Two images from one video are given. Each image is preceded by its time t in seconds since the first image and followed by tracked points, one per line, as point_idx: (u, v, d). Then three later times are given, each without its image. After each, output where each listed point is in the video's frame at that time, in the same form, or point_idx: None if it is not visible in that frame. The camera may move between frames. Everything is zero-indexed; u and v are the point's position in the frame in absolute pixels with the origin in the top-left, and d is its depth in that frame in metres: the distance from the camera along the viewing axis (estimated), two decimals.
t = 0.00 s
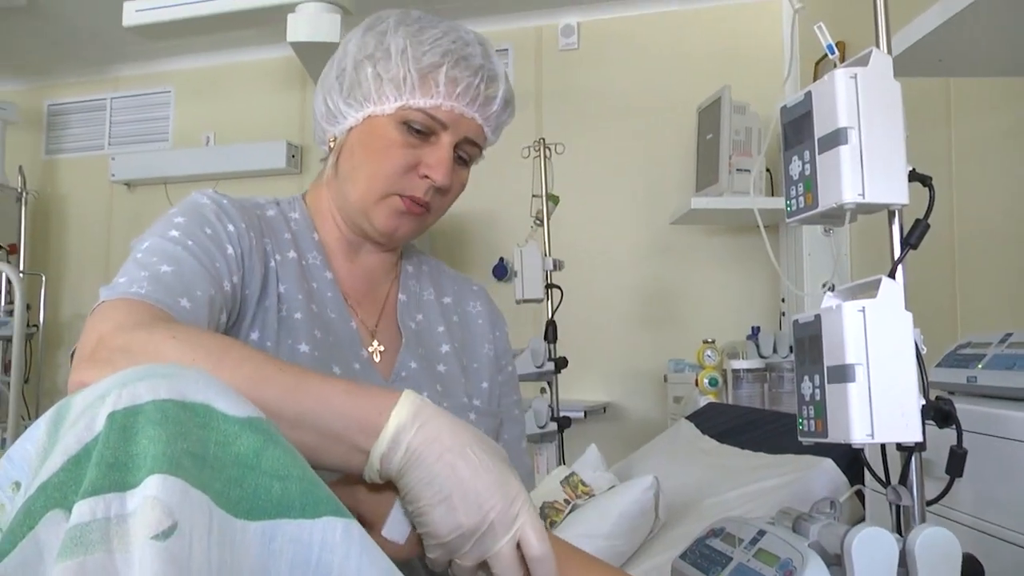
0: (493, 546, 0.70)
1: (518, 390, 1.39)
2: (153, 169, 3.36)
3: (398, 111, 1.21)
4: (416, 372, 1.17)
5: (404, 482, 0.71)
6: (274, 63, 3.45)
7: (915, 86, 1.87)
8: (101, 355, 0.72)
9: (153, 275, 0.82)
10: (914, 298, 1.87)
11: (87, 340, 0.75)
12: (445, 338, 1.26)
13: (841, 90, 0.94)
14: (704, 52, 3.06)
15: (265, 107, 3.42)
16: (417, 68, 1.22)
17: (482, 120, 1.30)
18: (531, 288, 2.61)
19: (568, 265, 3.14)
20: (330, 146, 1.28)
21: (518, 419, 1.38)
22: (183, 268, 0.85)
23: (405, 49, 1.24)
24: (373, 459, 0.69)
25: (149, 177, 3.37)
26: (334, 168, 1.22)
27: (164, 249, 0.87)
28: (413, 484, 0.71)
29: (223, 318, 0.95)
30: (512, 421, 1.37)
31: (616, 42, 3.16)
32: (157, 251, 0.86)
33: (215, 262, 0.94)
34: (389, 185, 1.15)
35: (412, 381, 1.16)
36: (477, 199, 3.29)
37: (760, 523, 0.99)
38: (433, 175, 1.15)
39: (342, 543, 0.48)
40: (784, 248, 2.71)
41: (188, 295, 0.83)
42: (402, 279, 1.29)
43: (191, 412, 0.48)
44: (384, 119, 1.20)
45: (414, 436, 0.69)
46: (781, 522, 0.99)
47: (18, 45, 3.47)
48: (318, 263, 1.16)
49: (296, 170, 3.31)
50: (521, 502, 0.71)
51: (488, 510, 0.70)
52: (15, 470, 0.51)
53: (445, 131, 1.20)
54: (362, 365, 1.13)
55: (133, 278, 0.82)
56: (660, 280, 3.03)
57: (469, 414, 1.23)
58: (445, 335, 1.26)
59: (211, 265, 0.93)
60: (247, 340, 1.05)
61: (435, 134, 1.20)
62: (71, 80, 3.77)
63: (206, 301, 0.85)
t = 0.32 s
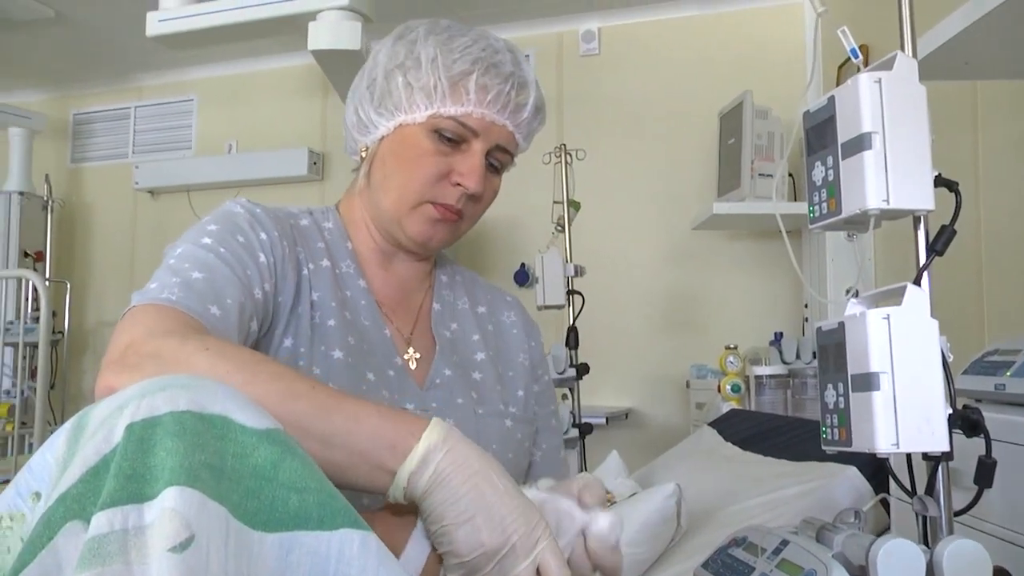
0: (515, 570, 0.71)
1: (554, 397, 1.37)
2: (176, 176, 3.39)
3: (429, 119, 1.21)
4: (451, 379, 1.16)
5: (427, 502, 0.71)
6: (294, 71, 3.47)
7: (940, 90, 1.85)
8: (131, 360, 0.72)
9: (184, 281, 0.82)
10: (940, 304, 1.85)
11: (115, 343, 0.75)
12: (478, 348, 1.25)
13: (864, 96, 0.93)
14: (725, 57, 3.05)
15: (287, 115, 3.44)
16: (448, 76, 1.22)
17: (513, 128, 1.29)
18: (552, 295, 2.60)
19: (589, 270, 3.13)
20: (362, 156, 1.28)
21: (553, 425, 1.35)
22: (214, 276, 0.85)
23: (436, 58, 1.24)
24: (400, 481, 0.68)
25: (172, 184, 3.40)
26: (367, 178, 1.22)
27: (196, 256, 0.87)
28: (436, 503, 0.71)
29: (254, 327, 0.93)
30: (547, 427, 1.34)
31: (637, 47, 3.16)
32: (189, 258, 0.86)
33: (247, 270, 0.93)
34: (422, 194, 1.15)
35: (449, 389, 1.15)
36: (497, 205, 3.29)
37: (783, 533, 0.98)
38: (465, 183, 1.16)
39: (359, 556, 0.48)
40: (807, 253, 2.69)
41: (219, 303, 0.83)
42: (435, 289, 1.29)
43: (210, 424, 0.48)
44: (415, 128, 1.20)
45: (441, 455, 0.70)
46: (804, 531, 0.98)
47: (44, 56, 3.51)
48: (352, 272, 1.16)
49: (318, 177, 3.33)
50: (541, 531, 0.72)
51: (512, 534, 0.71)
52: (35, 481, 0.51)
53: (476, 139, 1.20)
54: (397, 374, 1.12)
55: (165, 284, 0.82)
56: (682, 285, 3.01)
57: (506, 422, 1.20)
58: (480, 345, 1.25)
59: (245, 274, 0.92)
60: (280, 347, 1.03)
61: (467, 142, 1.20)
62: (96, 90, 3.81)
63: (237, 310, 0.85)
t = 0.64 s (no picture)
0: (496, 538, 0.68)
1: (590, 382, 1.33)
2: (193, 175, 3.41)
3: (445, 109, 1.13)
4: (474, 373, 1.14)
5: (405, 470, 0.69)
6: (308, 69, 3.48)
7: (958, 83, 1.83)
8: (126, 365, 0.72)
9: (186, 287, 0.82)
10: (954, 300, 1.84)
11: (114, 348, 0.75)
12: (506, 341, 1.23)
13: (875, 91, 0.92)
14: (740, 52, 3.03)
15: (302, 113, 3.46)
16: (460, 66, 1.14)
17: (535, 116, 1.20)
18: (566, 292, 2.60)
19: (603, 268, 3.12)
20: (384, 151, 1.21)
21: (587, 413, 1.31)
22: (219, 279, 0.85)
23: (449, 48, 1.16)
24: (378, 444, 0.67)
25: (188, 183, 3.42)
26: (388, 172, 1.16)
27: (206, 263, 0.86)
28: (413, 471, 0.69)
29: (264, 326, 0.91)
30: (583, 419, 1.30)
31: (652, 43, 3.14)
32: (196, 263, 0.86)
33: (257, 271, 0.91)
34: (438, 186, 1.07)
35: (471, 382, 1.13)
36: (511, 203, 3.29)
37: (794, 531, 0.98)
38: (482, 172, 1.07)
39: (359, 555, 0.48)
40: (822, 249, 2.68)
41: (220, 305, 0.82)
42: (465, 283, 1.25)
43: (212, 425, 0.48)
44: (431, 120, 1.12)
45: (414, 418, 0.68)
46: (814, 530, 0.97)
47: (62, 56, 3.54)
48: (377, 268, 1.13)
49: (333, 175, 3.34)
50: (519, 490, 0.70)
51: (489, 500, 0.69)
52: (41, 479, 0.51)
53: (494, 127, 1.11)
54: (422, 369, 1.09)
55: (169, 292, 0.82)
56: (697, 282, 3.00)
57: (531, 414, 1.17)
58: (507, 338, 1.23)
59: (254, 275, 0.91)
60: (300, 344, 1.01)
61: (484, 131, 1.11)
62: (113, 89, 3.83)
63: (240, 310, 0.84)
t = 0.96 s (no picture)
0: (499, 479, 0.70)
1: (611, 381, 1.25)
2: (210, 180, 3.43)
3: (453, 111, 1.10)
4: (485, 378, 1.09)
5: (394, 440, 0.71)
6: (324, 74, 3.50)
7: (973, 83, 1.81)
8: (111, 381, 0.74)
9: (178, 300, 0.83)
10: (971, 303, 1.82)
11: (108, 362, 0.77)
12: (520, 342, 1.17)
13: (883, 93, 0.91)
14: (756, 52, 3.01)
15: (319, 117, 3.47)
16: (468, 66, 1.11)
17: (544, 114, 1.17)
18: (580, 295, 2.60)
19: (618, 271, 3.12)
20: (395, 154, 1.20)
21: (608, 414, 1.24)
22: (211, 290, 0.85)
23: (456, 48, 1.13)
24: (352, 422, 0.71)
25: (205, 187, 3.44)
26: (400, 175, 1.15)
27: (200, 275, 0.87)
28: (404, 437, 0.71)
29: (262, 335, 0.90)
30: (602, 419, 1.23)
31: (666, 44, 3.14)
32: (190, 278, 0.87)
33: (256, 280, 0.91)
34: (448, 188, 1.05)
35: (481, 386, 1.08)
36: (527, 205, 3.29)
37: (804, 536, 0.97)
38: (491, 173, 1.04)
39: (353, 564, 0.48)
40: (839, 251, 2.65)
41: (210, 315, 0.83)
42: (481, 284, 1.22)
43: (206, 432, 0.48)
44: (440, 121, 1.10)
45: (385, 391, 0.72)
46: (824, 536, 0.96)
47: (82, 62, 3.58)
48: (389, 271, 1.12)
49: (349, 179, 3.35)
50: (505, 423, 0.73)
51: (481, 449, 0.70)
52: (40, 487, 0.52)
53: (503, 128, 1.08)
54: (430, 374, 1.07)
55: (163, 305, 0.84)
56: (714, 284, 2.98)
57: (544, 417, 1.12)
58: (522, 339, 1.17)
59: (252, 283, 0.91)
60: (306, 350, 1.00)
61: (493, 131, 1.08)
62: (133, 95, 3.87)
63: (231, 320, 0.84)
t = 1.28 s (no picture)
0: (522, 495, 0.74)
1: (623, 384, 1.24)
2: (231, 185, 3.47)
3: (461, 114, 1.11)
4: (499, 378, 1.09)
5: (431, 438, 0.72)
6: (342, 78, 3.53)
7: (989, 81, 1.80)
8: (134, 370, 0.75)
9: (202, 291, 0.83)
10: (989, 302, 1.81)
11: (131, 350, 0.77)
12: (533, 343, 1.17)
13: (892, 92, 0.92)
14: (774, 52, 3.00)
15: (337, 121, 3.50)
16: (474, 69, 1.12)
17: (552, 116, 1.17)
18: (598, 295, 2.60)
19: (636, 272, 3.12)
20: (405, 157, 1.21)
21: (619, 417, 1.22)
22: (234, 282, 0.86)
23: (462, 52, 1.14)
24: (396, 419, 0.72)
25: (226, 191, 3.48)
26: (410, 178, 1.16)
27: (223, 269, 0.87)
28: (441, 437, 0.72)
29: (282, 332, 0.90)
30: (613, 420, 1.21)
31: (682, 45, 3.13)
32: (214, 270, 0.87)
33: (276, 276, 0.91)
34: (456, 190, 1.06)
35: (494, 387, 1.08)
36: (544, 207, 3.30)
37: (815, 537, 0.97)
38: (499, 175, 1.05)
39: (356, 563, 0.49)
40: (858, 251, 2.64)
41: (234, 307, 0.83)
42: (493, 285, 1.22)
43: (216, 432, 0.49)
44: (448, 124, 1.11)
45: (434, 392, 0.74)
46: (836, 536, 0.96)
47: (104, 69, 3.62)
48: (402, 273, 1.12)
49: (368, 182, 3.37)
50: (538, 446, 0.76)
51: (513, 461, 0.73)
52: (56, 486, 0.53)
53: (511, 130, 1.09)
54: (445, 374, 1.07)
55: (186, 296, 0.84)
56: (732, 285, 2.98)
57: (556, 417, 1.11)
58: (535, 340, 1.17)
59: (273, 280, 0.91)
60: (322, 350, 1.01)
61: (500, 133, 1.09)
62: (154, 100, 3.91)
63: (255, 313, 0.84)
